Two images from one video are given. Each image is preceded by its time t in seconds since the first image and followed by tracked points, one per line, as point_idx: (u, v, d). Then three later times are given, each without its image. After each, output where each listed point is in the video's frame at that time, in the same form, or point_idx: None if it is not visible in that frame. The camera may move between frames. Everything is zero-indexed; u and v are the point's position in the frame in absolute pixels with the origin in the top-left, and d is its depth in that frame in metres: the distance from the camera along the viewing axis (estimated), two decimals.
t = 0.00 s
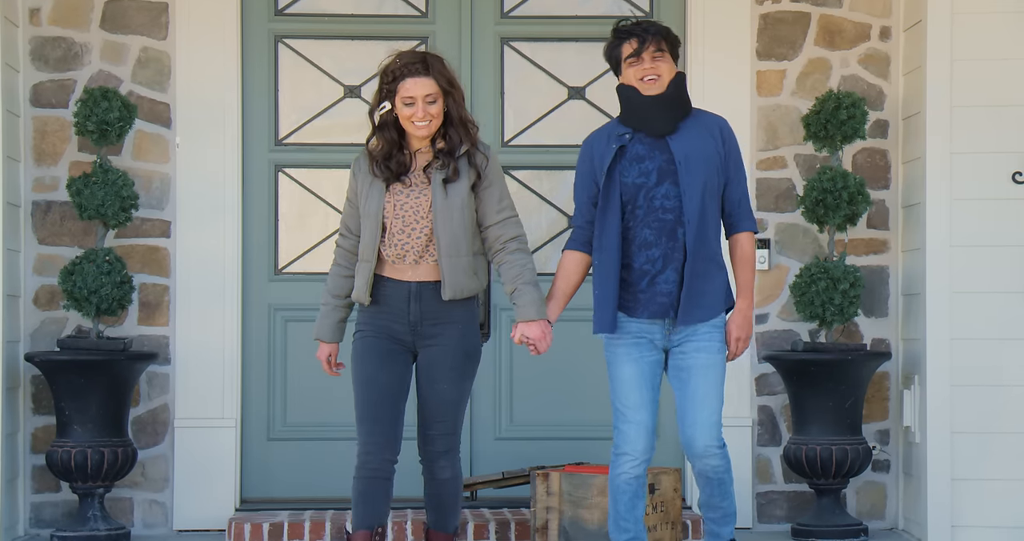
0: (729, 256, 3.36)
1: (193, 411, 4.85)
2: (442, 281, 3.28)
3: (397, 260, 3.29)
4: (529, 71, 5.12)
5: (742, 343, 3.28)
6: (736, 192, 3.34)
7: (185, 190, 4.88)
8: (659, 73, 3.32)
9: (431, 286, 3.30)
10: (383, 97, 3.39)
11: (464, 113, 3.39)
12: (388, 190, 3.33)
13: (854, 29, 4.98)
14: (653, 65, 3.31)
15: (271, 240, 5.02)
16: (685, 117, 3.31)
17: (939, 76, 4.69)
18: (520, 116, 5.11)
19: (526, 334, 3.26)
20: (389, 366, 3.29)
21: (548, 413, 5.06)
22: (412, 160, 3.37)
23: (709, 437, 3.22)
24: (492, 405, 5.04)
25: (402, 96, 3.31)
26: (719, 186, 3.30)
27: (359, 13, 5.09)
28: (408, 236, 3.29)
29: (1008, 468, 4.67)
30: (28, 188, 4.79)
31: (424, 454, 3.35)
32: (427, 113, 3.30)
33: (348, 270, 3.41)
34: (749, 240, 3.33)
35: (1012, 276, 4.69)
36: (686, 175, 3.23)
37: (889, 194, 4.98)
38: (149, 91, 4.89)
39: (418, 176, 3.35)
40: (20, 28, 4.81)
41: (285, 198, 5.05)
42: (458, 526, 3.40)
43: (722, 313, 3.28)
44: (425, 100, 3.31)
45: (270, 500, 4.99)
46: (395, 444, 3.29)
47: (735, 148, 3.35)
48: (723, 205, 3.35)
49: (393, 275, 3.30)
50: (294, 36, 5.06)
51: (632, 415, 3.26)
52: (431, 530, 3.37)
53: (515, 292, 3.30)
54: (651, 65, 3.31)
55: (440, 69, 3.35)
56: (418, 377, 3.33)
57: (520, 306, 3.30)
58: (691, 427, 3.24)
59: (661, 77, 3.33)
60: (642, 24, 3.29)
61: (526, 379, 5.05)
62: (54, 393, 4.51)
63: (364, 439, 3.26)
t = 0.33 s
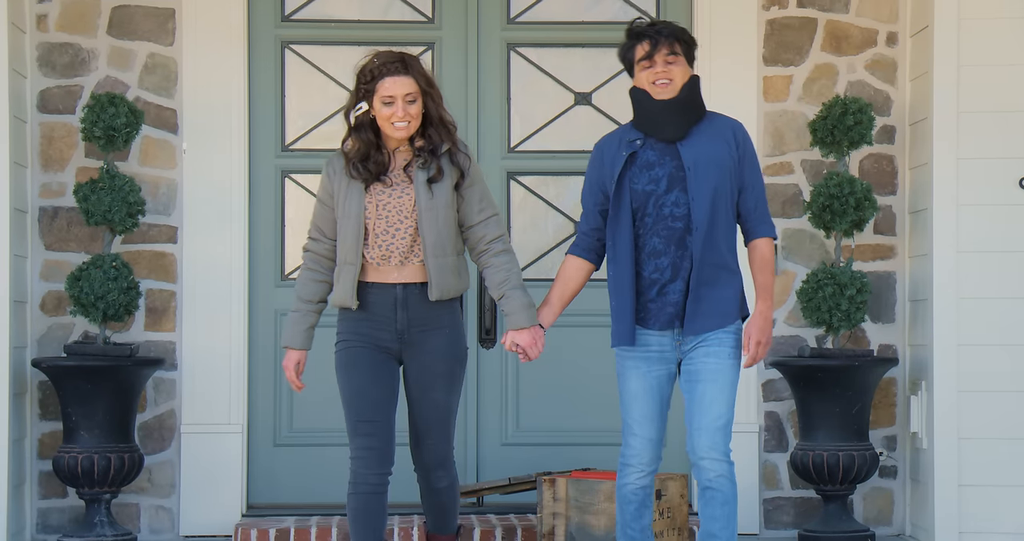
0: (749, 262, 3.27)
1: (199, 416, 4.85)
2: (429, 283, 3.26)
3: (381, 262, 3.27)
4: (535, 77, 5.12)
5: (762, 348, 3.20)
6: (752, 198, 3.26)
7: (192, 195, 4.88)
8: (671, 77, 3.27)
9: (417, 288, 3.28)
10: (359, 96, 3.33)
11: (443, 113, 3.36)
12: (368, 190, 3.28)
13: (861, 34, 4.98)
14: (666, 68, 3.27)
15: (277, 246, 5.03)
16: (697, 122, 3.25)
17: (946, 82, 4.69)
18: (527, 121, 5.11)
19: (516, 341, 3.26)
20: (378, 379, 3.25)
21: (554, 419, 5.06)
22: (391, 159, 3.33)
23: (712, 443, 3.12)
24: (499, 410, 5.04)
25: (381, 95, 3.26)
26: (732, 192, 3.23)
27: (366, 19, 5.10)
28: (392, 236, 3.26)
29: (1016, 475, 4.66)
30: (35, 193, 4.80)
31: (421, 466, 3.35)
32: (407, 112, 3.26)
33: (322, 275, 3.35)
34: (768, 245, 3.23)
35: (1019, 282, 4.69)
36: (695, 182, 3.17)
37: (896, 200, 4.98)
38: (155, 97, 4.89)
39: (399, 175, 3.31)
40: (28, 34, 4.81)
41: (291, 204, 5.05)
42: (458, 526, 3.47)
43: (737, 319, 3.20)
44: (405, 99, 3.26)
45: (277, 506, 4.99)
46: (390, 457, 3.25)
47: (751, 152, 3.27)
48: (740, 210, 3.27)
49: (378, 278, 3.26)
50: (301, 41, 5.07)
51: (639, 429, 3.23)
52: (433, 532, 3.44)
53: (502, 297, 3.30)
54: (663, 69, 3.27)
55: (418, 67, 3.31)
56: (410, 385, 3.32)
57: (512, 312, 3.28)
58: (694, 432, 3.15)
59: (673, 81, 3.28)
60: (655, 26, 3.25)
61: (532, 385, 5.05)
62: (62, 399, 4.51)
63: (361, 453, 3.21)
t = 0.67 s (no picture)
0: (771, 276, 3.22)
1: (202, 421, 4.85)
2: (415, 285, 3.18)
3: (368, 267, 3.18)
4: (538, 82, 5.12)
5: (779, 367, 3.16)
6: (776, 208, 3.21)
7: (196, 200, 4.88)
8: (714, 85, 3.21)
9: (403, 291, 3.19)
10: (343, 95, 3.25)
11: (427, 112, 3.29)
12: (353, 193, 3.19)
13: (864, 40, 4.98)
14: (711, 75, 3.20)
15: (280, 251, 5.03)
16: (728, 132, 3.20)
17: (949, 87, 4.69)
18: (530, 126, 5.11)
19: (533, 328, 3.24)
20: (366, 384, 3.18)
21: (559, 424, 5.06)
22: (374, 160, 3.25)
23: (722, 457, 3.10)
24: (502, 416, 5.04)
25: (366, 93, 3.18)
26: (755, 202, 3.19)
27: (369, 24, 5.10)
28: (378, 240, 3.18)
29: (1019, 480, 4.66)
30: (38, 199, 4.80)
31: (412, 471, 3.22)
32: (392, 111, 3.18)
33: (308, 279, 3.23)
34: (789, 259, 3.19)
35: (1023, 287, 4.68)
36: (719, 189, 3.14)
37: (899, 205, 4.97)
38: (158, 102, 4.89)
39: (383, 176, 3.22)
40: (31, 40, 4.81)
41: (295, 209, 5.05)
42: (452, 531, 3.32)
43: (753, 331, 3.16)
44: (391, 97, 3.19)
45: (280, 511, 4.99)
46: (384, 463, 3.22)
47: (780, 162, 3.22)
48: (764, 222, 3.22)
49: (365, 283, 3.18)
50: (304, 47, 5.07)
51: (649, 434, 3.18)
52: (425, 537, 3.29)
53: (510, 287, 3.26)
54: (709, 75, 3.20)
55: (403, 64, 3.24)
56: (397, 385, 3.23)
57: (525, 300, 3.25)
58: (706, 444, 3.13)
59: (716, 88, 3.22)
60: (712, 29, 3.16)
61: (536, 390, 5.05)
62: (65, 404, 4.51)
63: (354, 463, 3.18)
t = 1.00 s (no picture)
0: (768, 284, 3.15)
1: (205, 428, 4.85)
2: (417, 297, 3.13)
3: (370, 278, 3.15)
4: (541, 89, 5.12)
5: (772, 376, 3.07)
6: (778, 214, 3.11)
7: (199, 207, 4.89)
8: (715, 97, 3.07)
9: (405, 303, 3.15)
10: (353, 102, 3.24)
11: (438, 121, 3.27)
12: (358, 202, 3.17)
13: (867, 46, 4.97)
14: (712, 88, 3.06)
15: (284, 258, 5.04)
16: (728, 143, 3.10)
17: (952, 94, 4.69)
18: (533, 133, 5.11)
19: (542, 343, 3.20)
20: (368, 396, 3.15)
21: (563, 431, 5.05)
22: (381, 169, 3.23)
23: (728, 468, 3.07)
24: (505, 422, 5.04)
25: (377, 98, 3.17)
26: (755, 213, 3.10)
27: (372, 31, 5.10)
28: (381, 250, 3.14)
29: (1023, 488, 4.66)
30: (42, 205, 4.80)
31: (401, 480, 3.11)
32: (405, 116, 3.17)
33: (318, 290, 3.19)
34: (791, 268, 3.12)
35: None
36: (719, 200, 3.06)
37: (902, 211, 4.97)
38: (161, 108, 4.89)
39: (389, 186, 3.20)
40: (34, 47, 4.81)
41: (297, 215, 5.06)
42: None
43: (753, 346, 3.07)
44: (403, 102, 3.18)
45: (283, 518, 4.99)
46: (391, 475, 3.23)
47: (782, 169, 3.13)
48: (765, 230, 3.13)
49: (367, 294, 3.14)
50: (307, 53, 5.07)
51: (636, 434, 3.08)
52: None
53: (518, 299, 3.22)
54: (710, 87, 3.06)
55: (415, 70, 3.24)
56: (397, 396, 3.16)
57: (533, 312, 3.21)
58: (709, 457, 3.08)
59: (718, 100, 3.08)
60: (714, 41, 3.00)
61: (538, 397, 5.05)
62: (67, 411, 4.51)
63: (357, 476, 3.18)
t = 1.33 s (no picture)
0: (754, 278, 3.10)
1: (210, 432, 4.86)
2: (438, 297, 3.07)
3: (389, 276, 3.08)
4: (545, 93, 5.12)
5: (755, 376, 3.09)
6: (758, 207, 3.04)
7: (203, 210, 4.89)
8: (674, 100, 2.95)
9: (424, 303, 3.08)
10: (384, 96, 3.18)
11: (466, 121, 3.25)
12: (382, 197, 3.12)
13: (871, 50, 4.97)
14: (670, 92, 2.94)
15: (288, 262, 5.04)
16: (698, 139, 2.99)
17: (956, 98, 4.69)
18: (537, 137, 5.11)
19: (532, 364, 3.02)
20: (379, 399, 3.07)
21: (568, 435, 5.05)
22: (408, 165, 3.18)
23: (721, 476, 2.93)
24: (509, 426, 5.03)
25: (417, 91, 3.13)
26: (734, 208, 2.98)
27: (376, 35, 5.11)
28: (402, 248, 3.09)
29: None
30: (46, 209, 4.80)
31: (413, 490, 3.06)
32: (447, 107, 3.14)
33: (331, 289, 3.16)
34: (776, 263, 3.07)
35: None
36: (695, 200, 2.93)
37: (906, 215, 4.97)
38: (166, 113, 4.90)
39: (416, 181, 3.15)
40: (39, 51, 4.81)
41: (302, 219, 5.06)
42: None
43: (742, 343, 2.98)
44: (442, 95, 3.15)
45: (287, 522, 4.99)
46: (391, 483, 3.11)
47: (755, 160, 3.02)
48: (748, 221, 3.06)
49: (384, 292, 3.07)
50: (311, 57, 5.08)
51: (639, 446, 2.97)
52: None
53: (515, 314, 3.08)
54: (668, 91, 2.93)
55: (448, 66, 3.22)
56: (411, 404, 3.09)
57: (526, 330, 3.05)
58: (702, 466, 2.95)
59: (678, 103, 2.96)
60: (664, 46, 2.87)
61: (544, 400, 5.05)
62: (71, 415, 4.51)
63: (353, 481, 3.07)
